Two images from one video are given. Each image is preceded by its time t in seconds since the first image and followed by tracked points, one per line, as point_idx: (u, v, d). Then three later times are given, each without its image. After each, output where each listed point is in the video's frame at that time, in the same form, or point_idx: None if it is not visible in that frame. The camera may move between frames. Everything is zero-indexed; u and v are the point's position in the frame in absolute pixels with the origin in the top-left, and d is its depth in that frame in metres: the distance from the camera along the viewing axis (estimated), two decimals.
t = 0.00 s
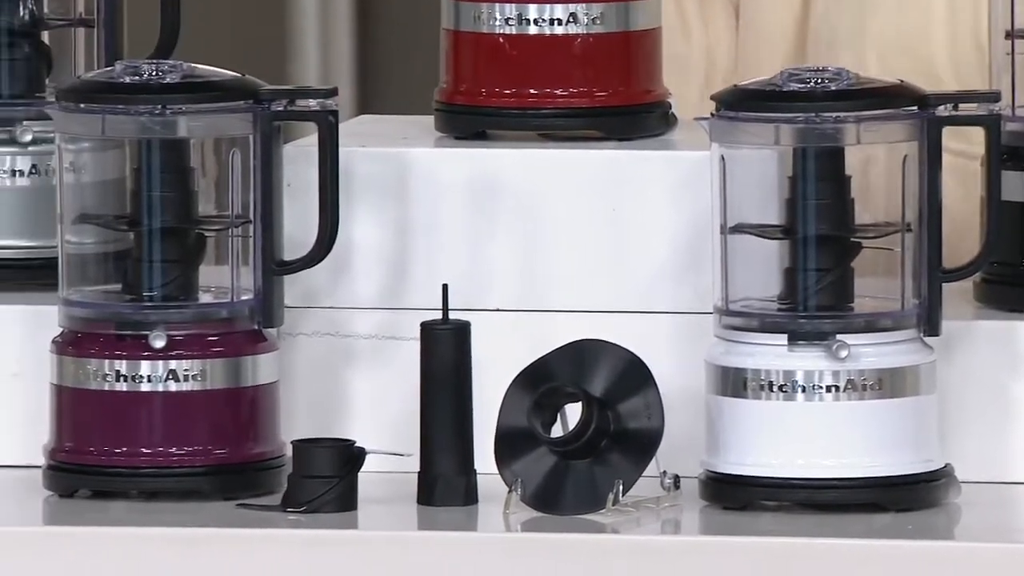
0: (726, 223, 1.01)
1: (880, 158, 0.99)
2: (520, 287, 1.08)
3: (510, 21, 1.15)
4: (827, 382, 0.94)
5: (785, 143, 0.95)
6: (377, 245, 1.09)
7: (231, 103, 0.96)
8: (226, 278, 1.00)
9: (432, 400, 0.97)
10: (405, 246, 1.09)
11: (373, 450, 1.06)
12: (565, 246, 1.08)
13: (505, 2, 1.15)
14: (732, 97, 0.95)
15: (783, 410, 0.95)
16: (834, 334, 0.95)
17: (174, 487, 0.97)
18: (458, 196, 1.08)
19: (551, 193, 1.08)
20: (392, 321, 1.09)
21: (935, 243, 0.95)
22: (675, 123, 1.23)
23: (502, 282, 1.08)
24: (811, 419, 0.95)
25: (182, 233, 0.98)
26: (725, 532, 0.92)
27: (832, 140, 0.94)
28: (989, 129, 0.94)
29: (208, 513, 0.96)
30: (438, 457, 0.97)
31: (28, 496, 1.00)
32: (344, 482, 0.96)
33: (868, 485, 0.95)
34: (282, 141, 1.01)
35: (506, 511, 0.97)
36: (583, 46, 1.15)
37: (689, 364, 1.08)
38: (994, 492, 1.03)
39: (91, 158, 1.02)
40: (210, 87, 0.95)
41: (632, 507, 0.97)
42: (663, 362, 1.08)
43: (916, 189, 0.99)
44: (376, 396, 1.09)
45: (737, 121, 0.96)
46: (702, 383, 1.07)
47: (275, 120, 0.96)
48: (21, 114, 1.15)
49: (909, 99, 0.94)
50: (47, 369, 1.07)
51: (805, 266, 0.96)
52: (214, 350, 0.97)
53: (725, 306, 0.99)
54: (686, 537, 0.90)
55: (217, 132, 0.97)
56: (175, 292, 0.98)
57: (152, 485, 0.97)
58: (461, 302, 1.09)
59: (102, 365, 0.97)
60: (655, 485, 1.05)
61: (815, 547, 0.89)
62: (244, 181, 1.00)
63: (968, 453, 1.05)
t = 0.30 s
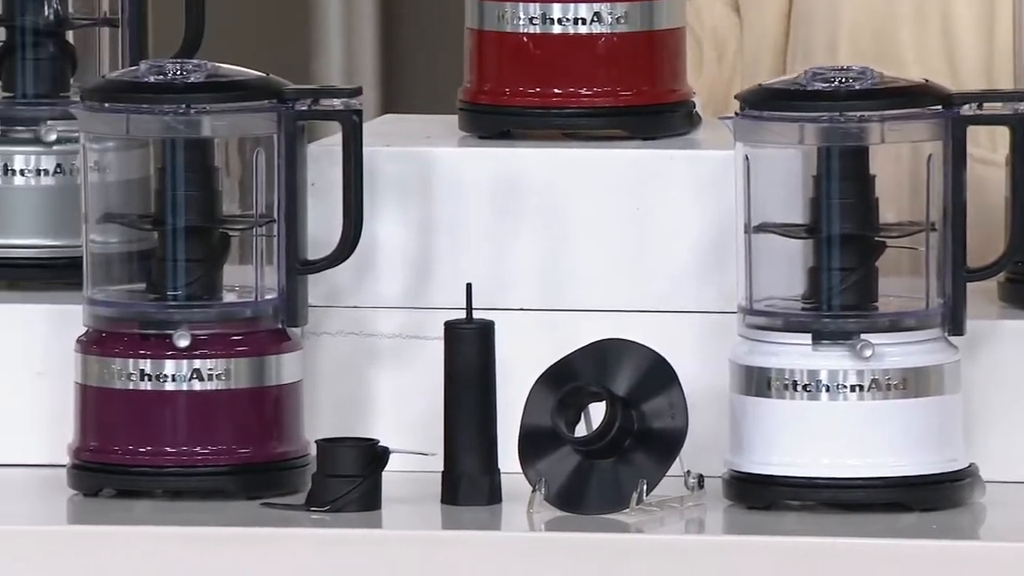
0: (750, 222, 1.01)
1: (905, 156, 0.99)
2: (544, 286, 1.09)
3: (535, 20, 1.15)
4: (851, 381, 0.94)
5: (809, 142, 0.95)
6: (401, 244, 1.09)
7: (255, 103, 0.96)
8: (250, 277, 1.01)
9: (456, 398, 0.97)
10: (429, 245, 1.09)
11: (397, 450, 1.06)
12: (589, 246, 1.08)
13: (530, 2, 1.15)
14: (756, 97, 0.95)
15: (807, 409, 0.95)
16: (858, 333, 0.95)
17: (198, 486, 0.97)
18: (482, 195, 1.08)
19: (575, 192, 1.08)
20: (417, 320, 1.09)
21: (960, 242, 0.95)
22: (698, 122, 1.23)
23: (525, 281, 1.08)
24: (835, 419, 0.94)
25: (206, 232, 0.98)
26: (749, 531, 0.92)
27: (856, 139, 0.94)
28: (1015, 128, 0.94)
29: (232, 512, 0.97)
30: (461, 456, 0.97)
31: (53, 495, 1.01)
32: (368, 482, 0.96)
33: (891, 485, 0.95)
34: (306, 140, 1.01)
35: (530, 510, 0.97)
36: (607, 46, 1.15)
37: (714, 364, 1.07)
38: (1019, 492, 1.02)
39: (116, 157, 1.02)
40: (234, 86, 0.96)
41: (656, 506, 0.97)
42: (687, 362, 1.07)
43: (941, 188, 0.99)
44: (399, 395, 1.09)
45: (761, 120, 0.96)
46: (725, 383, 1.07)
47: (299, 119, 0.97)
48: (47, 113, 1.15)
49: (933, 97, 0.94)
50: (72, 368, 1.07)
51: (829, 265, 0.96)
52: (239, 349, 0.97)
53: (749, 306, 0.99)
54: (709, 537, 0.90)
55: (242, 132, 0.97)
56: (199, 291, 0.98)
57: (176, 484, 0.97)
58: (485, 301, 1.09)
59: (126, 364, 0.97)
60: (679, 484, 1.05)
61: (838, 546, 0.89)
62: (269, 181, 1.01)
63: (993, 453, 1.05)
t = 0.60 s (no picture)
0: (775, 221, 1.01)
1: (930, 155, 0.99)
2: (569, 286, 1.09)
3: (560, 20, 1.15)
4: (876, 381, 0.94)
5: (834, 141, 0.95)
6: (426, 244, 1.09)
7: (280, 102, 0.96)
8: (275, 277, 1.01)
9: (481, 398, 0.97)
10: (454, 245, 1.09)
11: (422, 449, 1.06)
12: (613, 245, 1.08)
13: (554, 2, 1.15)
14: (780, 96, 0.95)
15: (832, 409, 0.95)
16: (883, 333, 0.95)
17: (223, 485, 0.98)
18: (507, 195, 1.08)
19: (601, 192, 1.08)
20: (442, 319, 1.09)
21: (985, 242, 0.95)
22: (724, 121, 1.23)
23: (550, 280, 1.09)
24: (860, 419, 0.94)
25: (231, 232, 0.98)
26: (774, 531, 0.92)
27: (882, 139, 0.94)
28: None
29: (257, 511, 0.97)
30: (486, 455, 0.98)
31: (79, 495, 1.01)
32: (393, 481, 0.96)
33: (917, 485, 0.94)
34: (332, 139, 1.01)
35: (556, 509, 0.97)
36: (632, 45, 1.15)
37: (739, 363, 1.07)
38: None
39: (142, 157, 1.02)
40: (260, 86, 0.96)
41: (681, 506, 0.97)
42: (712, 362, 1.07)
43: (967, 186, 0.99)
44: (423, 395, 1.09)
45: (786, 120, 0.95)
46: (750, 382, 1.07)
47: (325, 119, 0.97)
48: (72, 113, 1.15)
49: (959, 96, 0.94)
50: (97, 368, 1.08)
51: (854, 265, 0.96)
52: (264, 348, 0.98)
53: (774, 305, 0.99)
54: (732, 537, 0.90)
55: (267, 132, 0.97)
56: (225, 291, 0.99)
57: (201, 484, 0.98)
58: (510, 301, 1.09)
59: (151, 364, 0.97)
60: (703, 484, 1.05)
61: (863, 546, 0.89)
62: (294, 180, 1.01)
63: (1019, 453, 1.04)
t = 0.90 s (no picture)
0: (801, 222, 1.01)
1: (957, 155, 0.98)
2: (595, 286, 1.09)
3: (586, 19, 1.15)
4: (902, 381, 0.94)
5: (860, 141, 0.95)
6: (452, 244, 1.09)
7: (306, 101, 0.96)
8: (302, 277, 1.01)
9: (507, 398, 0.97)
10: (480, 245, 1.09)
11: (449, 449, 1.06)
12: (639, 245, 1.08)
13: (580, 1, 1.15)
14: (807, 96, 0.95)
15: (858, 409, 0.94)
16: (909, 333, 0.94)
17: (249, 485, 0.98)
18: (533, 194, 1.08)
19: (626, 192, 1.08)
20: (468, 318, 1.09)
21: (1012, 242, 0.95)
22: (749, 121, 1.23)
23: (576, 280, 1.09)
24: (887, 419, 0.94)
25: (258, 232, 0.99)
26: (800, 531, 0.92)
27: (908, 139, 0.94)
28: None
29: (284, 511, 0.97)
30: (512, 455, 0.98)
31: (105, 494, 1.02)
32: (418, 481, 0.96)
33: (943, 485, 0.94)
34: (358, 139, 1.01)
35: (582, 509, 0.97)
36: (658, 45, 1.15)
37: (766, 363, 1.07)
38: None
39: (168, 157, 1.03)
40: (287, 86, 0.96)
41: (707, 506, 0.97)
42: (739, 361, 1.08)
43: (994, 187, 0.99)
44: (449, 394, 1.09)
45: (812, 119, 0.95)
46: (776, 382, 1.07)
47: (350, 118, 0.97)
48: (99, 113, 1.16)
49: (985, 96, 0.94)
50: (123, 369, 1.08)
51: (881, 265, 0.96)
52: (290, 348, 0.98)
53: (801, 306, 0.99)
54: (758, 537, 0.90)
55: (294, 132, 0.97)
56: (251, 291, 0.99)
57: (228, 484, 0.98)
58: (536, 300, 1.09)
59: (178, 363, 0.98)
60: (729, 484, 1.05)
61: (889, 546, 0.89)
62: (320, 180, 1.01)
63: None
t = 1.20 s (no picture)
0: (828, 220, 1.01)
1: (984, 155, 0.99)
2: (622, 286, 1.09)
3: (613, 19, 1.15)
4: (929, 381, 0.94)
5: (887, 141, 0.95)
6: (478, 244, 1.09)
7: (332, 101, 0.97)
8: (328, 276, 1.01)
9: (534, 397, 0.97)
10: (506, 245, 1.09)
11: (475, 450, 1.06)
12: (665, 245, 1.08)
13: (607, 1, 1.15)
14: (834, 96, 0.95)
15: (885, 410, 0.94)
16: (936, 333, 0.94)
17: (276, 484, 0.98)
18: (560, 194, 1.08)
19: (652, 191, 1.08)
20: (493, 318, 1.09)
21: None
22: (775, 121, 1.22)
23: (602, 281, 1.09)
24: (914, 419, 0.94)
25: (284, 232, 0.99)
26: (828, 531, 0.92)
27: (935, 138, 0.94)
28: None
29: (311, 510, 0.98)
30: (538, 455, 0.98)
31: (132, 494, 1.02)
32: (445, 481, 0.97)
33: (971, 485, 0.94)
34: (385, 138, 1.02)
35: (608, 509, 0.97)
36: (685, 44, 1.15)
37: (792, 363, 1.08)
38: None
39: (194, 156, 1.03)
40: (313, 85, 0.96)
41: (733, 506, 0.97)
42: (764, 360, 1.08)
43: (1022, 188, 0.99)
44: (476, 394, 1.09)
45: (840, 119, 0.95)
46: (802, 382, 1.07)
47: (378, 118, 0.98)
48: (126, 113, 1.17)
49: (1013, 96, 0.93)
50: (149, 370, 1.08)
51: (908, 265, 0.95)
52: (316, 348, 0.98)
53: (827, 306, 0.99)
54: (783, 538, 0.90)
55: (321, 132, 0.98)
56: (277, 290, 0.99)
57: (255, 483, 0.98)
58: (562, 300, 1.09)
59: (204, 362, 0.98)
60: (756, 484, 1.05)
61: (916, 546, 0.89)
62: (346, 180, 1.01)
63: None
